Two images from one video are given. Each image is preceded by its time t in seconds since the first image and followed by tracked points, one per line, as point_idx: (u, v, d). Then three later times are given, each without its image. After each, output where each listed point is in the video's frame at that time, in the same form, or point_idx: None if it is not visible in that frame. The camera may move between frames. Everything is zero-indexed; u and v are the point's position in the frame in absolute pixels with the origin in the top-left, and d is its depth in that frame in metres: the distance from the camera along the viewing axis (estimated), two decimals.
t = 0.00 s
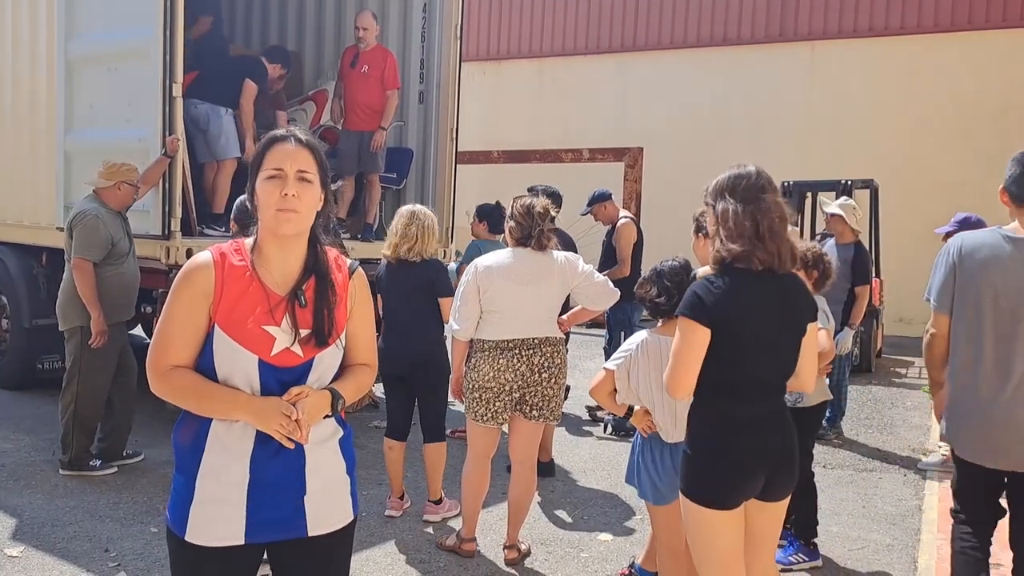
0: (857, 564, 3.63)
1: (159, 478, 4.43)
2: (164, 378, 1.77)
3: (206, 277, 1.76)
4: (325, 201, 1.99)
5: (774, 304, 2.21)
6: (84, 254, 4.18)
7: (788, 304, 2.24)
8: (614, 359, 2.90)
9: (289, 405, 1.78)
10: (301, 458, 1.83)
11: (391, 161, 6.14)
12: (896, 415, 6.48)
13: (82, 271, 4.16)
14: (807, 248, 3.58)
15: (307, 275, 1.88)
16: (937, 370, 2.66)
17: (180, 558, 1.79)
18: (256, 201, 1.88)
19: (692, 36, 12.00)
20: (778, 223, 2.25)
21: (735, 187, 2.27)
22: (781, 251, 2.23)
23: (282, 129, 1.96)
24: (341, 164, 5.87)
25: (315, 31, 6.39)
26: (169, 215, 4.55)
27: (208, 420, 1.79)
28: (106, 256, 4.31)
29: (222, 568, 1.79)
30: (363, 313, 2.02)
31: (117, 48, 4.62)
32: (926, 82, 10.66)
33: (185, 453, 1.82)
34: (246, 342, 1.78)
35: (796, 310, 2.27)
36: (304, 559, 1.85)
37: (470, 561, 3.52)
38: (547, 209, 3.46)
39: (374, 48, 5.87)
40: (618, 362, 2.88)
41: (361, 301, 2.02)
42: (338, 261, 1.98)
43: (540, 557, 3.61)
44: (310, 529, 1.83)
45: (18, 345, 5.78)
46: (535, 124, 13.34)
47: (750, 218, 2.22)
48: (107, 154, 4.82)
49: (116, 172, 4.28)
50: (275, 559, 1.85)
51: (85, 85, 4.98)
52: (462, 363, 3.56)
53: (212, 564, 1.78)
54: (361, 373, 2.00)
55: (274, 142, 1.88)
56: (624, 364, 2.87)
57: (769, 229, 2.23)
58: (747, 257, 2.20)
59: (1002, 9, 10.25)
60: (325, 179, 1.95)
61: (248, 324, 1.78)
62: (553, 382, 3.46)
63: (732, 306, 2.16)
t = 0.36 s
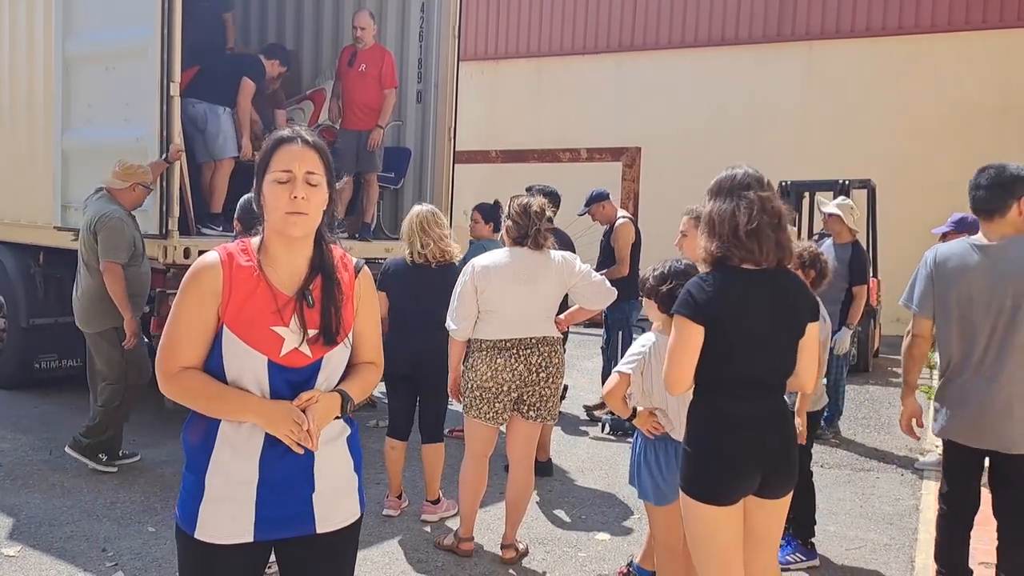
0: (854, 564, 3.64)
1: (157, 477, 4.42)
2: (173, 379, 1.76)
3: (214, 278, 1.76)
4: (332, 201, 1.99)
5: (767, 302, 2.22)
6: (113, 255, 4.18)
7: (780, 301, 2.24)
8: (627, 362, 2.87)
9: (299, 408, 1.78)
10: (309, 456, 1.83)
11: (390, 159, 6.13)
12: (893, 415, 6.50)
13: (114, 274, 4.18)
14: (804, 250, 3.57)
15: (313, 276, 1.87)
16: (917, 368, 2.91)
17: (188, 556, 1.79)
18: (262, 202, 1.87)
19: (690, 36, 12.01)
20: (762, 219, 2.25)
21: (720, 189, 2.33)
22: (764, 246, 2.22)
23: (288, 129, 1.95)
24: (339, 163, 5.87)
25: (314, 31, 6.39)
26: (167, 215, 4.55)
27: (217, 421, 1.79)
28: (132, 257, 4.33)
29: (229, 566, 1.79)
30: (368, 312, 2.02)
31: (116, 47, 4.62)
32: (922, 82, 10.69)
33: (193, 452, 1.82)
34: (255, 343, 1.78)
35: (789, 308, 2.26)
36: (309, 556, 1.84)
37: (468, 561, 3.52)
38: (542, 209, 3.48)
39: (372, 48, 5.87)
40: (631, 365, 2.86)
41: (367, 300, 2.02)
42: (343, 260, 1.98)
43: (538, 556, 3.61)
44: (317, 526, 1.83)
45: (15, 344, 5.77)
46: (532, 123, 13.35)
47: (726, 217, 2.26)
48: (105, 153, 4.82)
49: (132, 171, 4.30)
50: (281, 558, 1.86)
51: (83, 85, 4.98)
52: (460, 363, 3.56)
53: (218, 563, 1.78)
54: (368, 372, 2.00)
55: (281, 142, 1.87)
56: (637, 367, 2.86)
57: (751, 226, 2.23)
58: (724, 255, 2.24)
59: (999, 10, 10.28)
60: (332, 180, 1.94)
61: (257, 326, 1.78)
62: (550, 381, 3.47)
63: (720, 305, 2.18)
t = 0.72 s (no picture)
0: (853, 564, 3.64)
1: (157, 477, 4.42)
2: (176, 376, 1.77)
3: (217, 276, 1.76)
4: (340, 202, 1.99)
5: (792, 305, 2.30)
6: (161, 260, 4.23)
7: (801, 302, 2.32)
8: (634, 364, 2.88)
9: (300, 403, 1.78)
10: (311, 453, 1.82)
11: (390, 159, 6.15)
12: (894, 415, 6.50)
13: (162, 280, 4.22)
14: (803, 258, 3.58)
15: (317, 273, 1.87)
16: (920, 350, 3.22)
17: (190, 556, 1.79)
18: (269, 203, 1.86)
19: (691, 36, 12.01)
20: (784, 220, 2.33)
21: (742, 193, 2.42)
22: (787, 247, 2.30)
23: (298, 130, 1.94)
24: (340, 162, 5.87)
25: (315, 30, 6.39)
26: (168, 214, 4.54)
27: (220, 418, 1.79)
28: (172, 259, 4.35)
29: (231, 565, 1.79)
30: (372, 308, 2.02)
31: (117, 46, 4.61)
32: (923, 82, 10.69)
33: (197, 450, 1.82)
34: (257, 340, 1.78)
35: (807, 309, 2.33)
36: (310, 556, 1.84)
37: (469, 560, 3.52)
38: (543, 208, 3.48)
39: (373, 47, 5.87)
40: (638, 367, 2.86)
41: (371, 297, 2.02)
42: (346, 257, 1.98)
43: (538, 556, 3.61)
44: (320, 525, 1.83)
45: (15, 344, 5.77)
46: (533, 123, 13.34)
47: (749, 219, 2.35)
48: (106, 152, 4.81)
49: (167, 176, 4.27)
50: (284, 556, 1.86)
51: (83, 85, 4.97)
52: (461, 362, 3.56)
53: (219, 563, 1.78)
54: (372, 369, 2.00)
55: (295, 145, 1.86)
56: (643, 368, 2.85)
57: (773, 228, 2.32)
58: (747, 256, 2.33)
59: (1000, 10, 10.28)
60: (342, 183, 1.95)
61: (259, 323, 1.78)
62: (552, 381, 3.47)
63: (742, 307, 2.27)
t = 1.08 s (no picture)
0: (857, 563, 3.63)
1: (160, 477, 4.42)
2: (176, 374, 1.77)
3: (218, 276, 1.77)
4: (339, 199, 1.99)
5: (815, 305, 2.31)
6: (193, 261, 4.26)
7: (827, 300, 2.33)
8: (635, 363, 2.86)
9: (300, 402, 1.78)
10: (310, 452, 1.82)
11: (394, 159, 6.16)
12: (898, 415, 6.49)
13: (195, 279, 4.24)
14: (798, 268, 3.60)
15: (318, 273, 1.87)
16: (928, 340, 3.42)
17: (190, 556, 1.80)
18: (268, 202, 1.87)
19: (694, 35, 12.01)
20: (806, 221, 2.33)
21: (762, 195, 2.42)
22: (810, 248, 2.31)
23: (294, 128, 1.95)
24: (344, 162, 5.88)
25: (318, 30, 6.40)
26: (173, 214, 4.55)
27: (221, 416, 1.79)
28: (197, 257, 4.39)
29: (232, 565, 1.79)
30: (373, 308, 2.02)
31: (121, 46, 4.62)
32: (927, 81, 10.67)
33: (198, 448, 1.83)
34: (257, 340, 1.78)
35: (834, 307, 2.34)
36: (310, 557, 1.84)
37: (472, 560, 3.52)
38: (546, 207, 3.48)
39: (377, 47, 5.88)
40: (639, 366, 2.85)
41: (372, 297, 2.02)
42: (348, 257, 1.98)
43: (542, 556, 3.61)
44: (320, 525, 1.83)
45: (18, 344, 5.78)
46: (535, 123, 13.34)
47: (772, 221, 2.35)
48: (110, 152, 4.82)
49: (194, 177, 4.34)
50: (285, 556, 1.86)
51: (86, 85, 4.98)
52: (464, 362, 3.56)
53: (217, 563, 1.78)
54: (374, 368, 2.00)
55: (290, 143, 1.88)
56: (644, 368, 2.85)
57: (796, 229, 2.32)
58: (770, 258, 2.34)
59: (1004, 8, 10.26)
60: (340, 179, 1.95)
61: (259, 323, 1.78)
62: (555, 381, 3.47)
63: (770, 306, 2.28)
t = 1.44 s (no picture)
0: (855, 562, 3.64)
1: (159, 476, 4.43)
2: (177, 369, 1.77)
3: (224, 274, 1.77)
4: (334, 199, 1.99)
5: (813, 305, 2.31)
6: (191, 258, 4.26)
7: (823, 300, 2.33)
8: (634, 360, 2.86)
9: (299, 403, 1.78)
10: (307, 453, 1.83)
11: (393, 159, 6.15)
12: (896, 414, 6.50)
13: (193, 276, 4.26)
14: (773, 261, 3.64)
15: (322, 274, 1.87)
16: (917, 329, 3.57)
17: (185, 557, 1.80)
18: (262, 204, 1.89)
19: (693, 34, 12.02)
20: (808, 220, 2.33)
21: (765, 194, 2.42)
22: (814, 246, 2.31)
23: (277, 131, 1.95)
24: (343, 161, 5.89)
25: (317, 30, 6.40)
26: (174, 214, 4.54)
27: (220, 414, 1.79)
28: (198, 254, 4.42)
29: (228, 566, 1.79)
30: (380, 309, 2.01)
31: (121, 45, 4.62)
32: (926, 80, 10.67)
33: (194, 449, 1.83)
34: (261, 339, 1.78)
35: (830, 307, 2.34)
36: (306, 557, 1.85)
37: (472, 560, 3.52)
38: (544, 206, 3.48)
39: (378, 47, 5.88)
40: (638, 362, 2.85)
41: (380, 298, 2.01)
42: (354, 259, 1.98)
43: (540, 556, 3.61)
44: (317, 527, 1.83)
45: (17, 343, 5.78)
46: (534, 122, 13.34)
47: (776, 218, 2.35)
48: (109, 151, 4.83)
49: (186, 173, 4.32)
50: (281, 557, 1.86)
51: (85, 85, 4.98)
52: (463, 361, 3.56)
53: (211, 564, 1.79)
54: (375, 372, 2.00)
55: (271, 147, 1.88)
56: (643, 364, 2.84)
57: (799, 227, 2.32)
58: (773, 256, 2.34)
59: (1003, 8, 10.27)
60: (331, 177, 1.94)
61: (263, 322, 1.78)
62: (554, 381, 3.47)
63: (765, 303, 2.28)
